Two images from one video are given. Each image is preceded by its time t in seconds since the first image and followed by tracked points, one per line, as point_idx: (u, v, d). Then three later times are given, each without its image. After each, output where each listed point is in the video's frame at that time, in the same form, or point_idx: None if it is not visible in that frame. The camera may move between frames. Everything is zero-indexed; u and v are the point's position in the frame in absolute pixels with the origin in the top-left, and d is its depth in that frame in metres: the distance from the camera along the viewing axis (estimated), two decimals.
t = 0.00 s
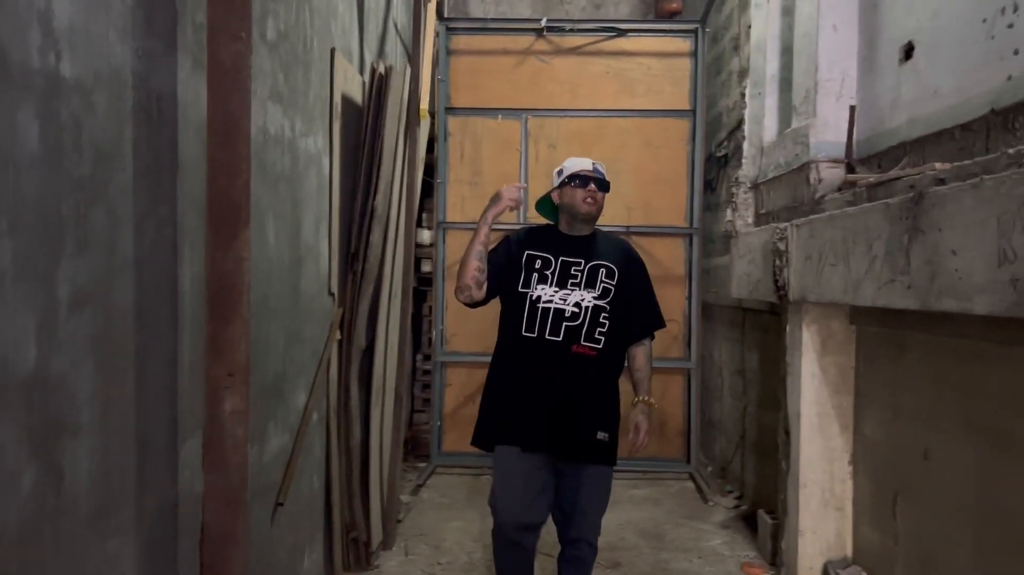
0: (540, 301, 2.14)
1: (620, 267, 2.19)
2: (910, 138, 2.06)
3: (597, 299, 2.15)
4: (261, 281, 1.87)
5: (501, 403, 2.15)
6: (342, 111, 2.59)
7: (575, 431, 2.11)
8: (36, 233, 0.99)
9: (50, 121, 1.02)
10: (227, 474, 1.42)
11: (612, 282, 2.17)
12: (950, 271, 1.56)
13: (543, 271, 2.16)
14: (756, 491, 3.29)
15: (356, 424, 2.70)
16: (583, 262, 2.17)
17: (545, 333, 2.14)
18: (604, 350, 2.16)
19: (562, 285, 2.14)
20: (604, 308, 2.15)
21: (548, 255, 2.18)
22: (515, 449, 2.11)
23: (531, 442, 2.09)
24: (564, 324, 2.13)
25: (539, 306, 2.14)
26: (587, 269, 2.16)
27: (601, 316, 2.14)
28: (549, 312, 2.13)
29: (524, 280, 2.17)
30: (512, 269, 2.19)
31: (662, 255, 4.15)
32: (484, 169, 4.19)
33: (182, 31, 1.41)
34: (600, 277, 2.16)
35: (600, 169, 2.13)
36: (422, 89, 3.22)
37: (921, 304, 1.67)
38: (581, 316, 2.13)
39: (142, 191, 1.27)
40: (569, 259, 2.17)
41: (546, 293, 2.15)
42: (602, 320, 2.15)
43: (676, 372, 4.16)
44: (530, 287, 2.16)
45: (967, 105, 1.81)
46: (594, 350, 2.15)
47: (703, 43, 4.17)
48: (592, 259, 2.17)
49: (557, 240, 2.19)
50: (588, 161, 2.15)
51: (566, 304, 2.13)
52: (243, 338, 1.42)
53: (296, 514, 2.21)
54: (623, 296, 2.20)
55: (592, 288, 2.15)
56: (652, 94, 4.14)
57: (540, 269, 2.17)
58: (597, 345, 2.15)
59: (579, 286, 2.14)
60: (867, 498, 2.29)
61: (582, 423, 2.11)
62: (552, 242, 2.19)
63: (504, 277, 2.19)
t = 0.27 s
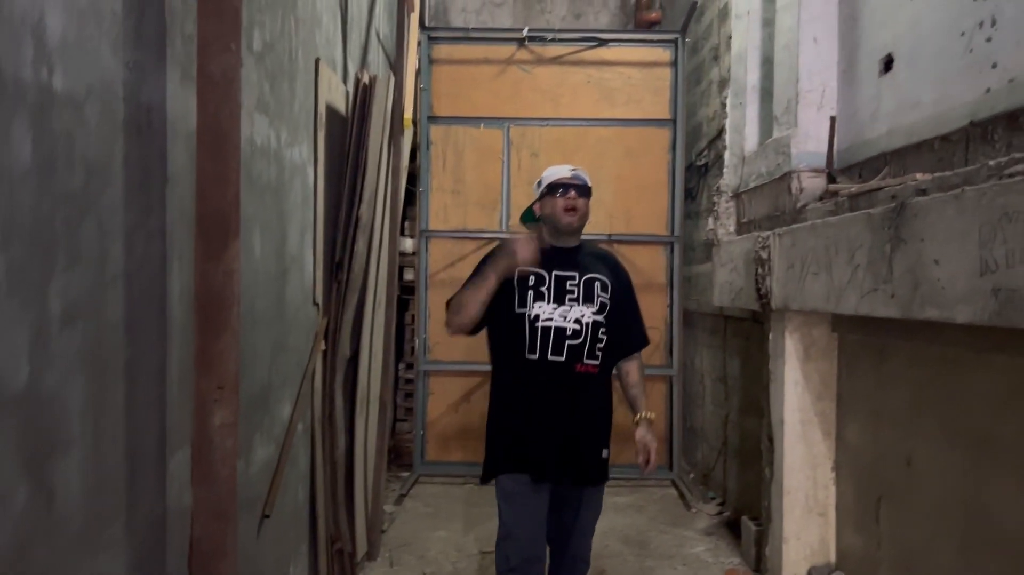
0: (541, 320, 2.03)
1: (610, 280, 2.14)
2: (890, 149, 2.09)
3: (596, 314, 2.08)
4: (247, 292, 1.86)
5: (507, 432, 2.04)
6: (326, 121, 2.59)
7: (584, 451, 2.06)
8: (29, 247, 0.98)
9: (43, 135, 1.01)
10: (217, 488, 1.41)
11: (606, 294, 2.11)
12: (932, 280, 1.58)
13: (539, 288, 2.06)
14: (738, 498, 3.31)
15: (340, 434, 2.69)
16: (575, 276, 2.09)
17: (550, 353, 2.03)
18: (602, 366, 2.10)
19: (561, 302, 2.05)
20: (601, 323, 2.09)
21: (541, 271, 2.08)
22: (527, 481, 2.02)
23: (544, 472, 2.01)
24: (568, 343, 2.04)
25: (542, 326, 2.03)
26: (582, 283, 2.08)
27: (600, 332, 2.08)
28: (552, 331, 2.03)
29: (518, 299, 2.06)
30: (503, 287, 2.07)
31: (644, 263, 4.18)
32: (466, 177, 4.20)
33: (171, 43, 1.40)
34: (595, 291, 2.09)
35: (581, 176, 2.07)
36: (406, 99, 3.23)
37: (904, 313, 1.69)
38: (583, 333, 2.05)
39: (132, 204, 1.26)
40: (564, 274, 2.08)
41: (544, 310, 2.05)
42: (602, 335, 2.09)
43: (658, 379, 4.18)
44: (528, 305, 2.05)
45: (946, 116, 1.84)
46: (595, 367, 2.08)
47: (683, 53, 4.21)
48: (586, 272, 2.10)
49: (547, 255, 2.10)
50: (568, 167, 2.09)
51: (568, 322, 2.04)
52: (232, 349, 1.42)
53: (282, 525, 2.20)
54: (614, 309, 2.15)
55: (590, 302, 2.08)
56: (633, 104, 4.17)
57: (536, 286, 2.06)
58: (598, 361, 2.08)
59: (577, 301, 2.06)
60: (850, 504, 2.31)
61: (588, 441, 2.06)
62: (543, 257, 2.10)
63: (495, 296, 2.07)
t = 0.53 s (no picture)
0: (528, 356, 1.94)
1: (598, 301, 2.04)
2: (874, 160, 2.11)
3: (586, 341, 1.99)
4: (236, 307, 1.85)
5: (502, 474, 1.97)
6: (314, 135, 2.59)
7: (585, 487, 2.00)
8: (16, 267, 0.98)
9: (30, 155, 1.01)
10: (206, 505, 1.40)
11: (595, 317, 2.01)
12: (917, 292, 1.60)
13: (523, 321, 1.96)
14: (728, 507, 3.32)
15: (329, 448, 2.68)
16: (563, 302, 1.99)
17: (543, 391, 1.95)
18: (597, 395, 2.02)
19: (548, 333, 1.96)
20: (593, 350, 2.00)
21: (524, 301, 1.98)
22: (520, 518, 1.96)
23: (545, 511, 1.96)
24: (560, 376, 1.96)
25: (532, 363, 1.94)
26: (569, 310, 1.98)
27: (592, 359, 1.99)
28: (541, 366, 1.94)
29: (503, 334, 1.96)
30: (485, 324, 1.98)
31: (632, 273, 4.19)
32: (455, 188, 4.20)
33: (159, 61, 1.41)
34: (584, 317, 2.00)
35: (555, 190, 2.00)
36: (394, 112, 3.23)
37: (890, 324, 1.70)
38: (575, 364, 1.96)
39: (119, 221, 1.26)
40: (549, 301, 1.98)
41: (531, 344, 1.95)
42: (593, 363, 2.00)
43: (648, 389, 4.18)
44: (515, 340, 1.95)
45: (930, 129, 1.86)
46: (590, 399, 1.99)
47: (670, 64, 4.24)
48: (572, 297, 2.00)
49: (529, 280, 2.00)
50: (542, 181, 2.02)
51: (557, 354, 1.95)
52: (220, 367, 1.43)
53: (271, 541, 2.19)
54: (604, 333, 2.05)
55: (579, 329, 1.98)
56: (621, 115, 4.19)
57: (521, 319, 1.96)
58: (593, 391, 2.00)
59: (566, 330, 1.97)
60: (839, 513, 2.32)
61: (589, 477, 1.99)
62: (525, 284, 2.00)
63: (478, 333, 1.99)
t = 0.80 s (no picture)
0: (512, 359, 1.88)
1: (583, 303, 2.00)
2: (860, 171, 2.13)
3: (573, 342, 1.94)
4: (225, 322, 1.85)
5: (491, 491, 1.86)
6: (304, 148, 2.60)
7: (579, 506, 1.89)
8: None
9: (14, 177, 1.02)
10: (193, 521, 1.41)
11: (581, 318, 1.98)
12: (900, 303, 1.61)
13: (506, 322, 1.91)
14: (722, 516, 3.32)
15: (321, 460, 2.69)
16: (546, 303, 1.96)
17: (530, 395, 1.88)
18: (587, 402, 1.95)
19: (532, 335, 1.91)
20: (580, 351, 1.95)
21: (506, 302, 1.94)
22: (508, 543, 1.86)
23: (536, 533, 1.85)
24: (547, 380, 1.89)
25: (516, 365, 1.88)
26: (553, 310, 1.95)
27: (580, 361, 1.94)
28: (526, 369, 1.88)
29: (485, 338, 1.91)
30: (466, 328, 1.92)
31: (625, 282, 4.20)
32: (447, 199, 4.22)
33: (145, 80, 1.42)
34: (569, 317, 1.96)
35: (532, 190, 1.99)
36: (384, 124, 3.25)
37: (874, 335, 1.71)
38: (562, 366, 1.91)
39: (105, 240, 1.27)
40: (532, 303, 1.94)
41: (515, 347, 1.90)
42: (581, 365, 1.95)
43: (641, 398, 4.19)
44: (498, 343, 1.90)
45: (913, 139, 1.87)
46: (580, 405, 1.93)
47: (661, 74, 4.25)
48: (555, 298, 1.97)
49: (511, 287, 1.96)
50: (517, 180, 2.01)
51: (542, 356, 1.90)
52: (206, 384, 1.49)
53: (262, 555, 2.19)
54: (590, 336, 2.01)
55: (564, 331, 1.94)
56: (612, 125, 4.20)
57: (503, 321, 1.91)
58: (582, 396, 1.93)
59: (550, 332, 1.92)
60: (828, 522, 2.33)
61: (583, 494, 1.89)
62: (507, 287, 1.96)
63: (459, 338, 1.92)
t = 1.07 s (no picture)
0: (500, 374, 1.81)
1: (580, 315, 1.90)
2: (848, 180, 2.14)
3: (567, 358, 1.85)
4: (218, 334, 1.88)
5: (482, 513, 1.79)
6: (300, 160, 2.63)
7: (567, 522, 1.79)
8: None
9: None
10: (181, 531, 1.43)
11: (576, 331, 1.88)
12: (883, 313, 1.62)
13: (496, 335, 1.84)
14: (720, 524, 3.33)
15: (318, 469, 2.71)
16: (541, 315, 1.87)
17: (517, 414, 1.81)
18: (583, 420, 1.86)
19: (523, 350, 1.83)
20: (575, 368, 1.86)
21: (497, 313, 1.85)
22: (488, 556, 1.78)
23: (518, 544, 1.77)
24: (536, 398, 1.82)
25: (504, 382, 1.81)
26: (547, 323, 1.86)
27: (574, 379, 1.85)
28: (516, 386, 1.81)
29: (474, 351, 1.83)
30: (456, 340, 1.85)
31: (624, 289, 4.22)
32: (447, 208, 4.24)
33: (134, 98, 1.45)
34: (565, 332, 1.87)
35: (527, 194, 1.94)
36: (382, 135, 3.28)
37: (859, 343, 1.72)
38: (554, 384, 1.83)
39: (92, 256, 1.30)
40: (523, 315, 1.86)
41: (505, 362, 1.82)
42: (575, 383, 1.86)
43: (640, 405, 4.20)
44: (488, 358, 1.82)
45: (899, 150, 1.88)
46: (574, 423, 1.85)
47: (659, 82, 4.27)
48: (551, 310, 1.88)
49: (506, 296, 1.89)
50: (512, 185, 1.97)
51: (533, 372, 1.82)
52: (193, 397, 1.50)
53: (257, 563, 2.21)
54: (589, 349, 1.91)
55: (558, 346, 1.85)
56: (611, 133, 4.22)
57: (495, 334, 1.84)
58: (574, 415, 1.85)
59: (543, 346, 1.84)
60: (821, 530, 2.33)
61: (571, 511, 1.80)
62: (498, 297, 1.88)
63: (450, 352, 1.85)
